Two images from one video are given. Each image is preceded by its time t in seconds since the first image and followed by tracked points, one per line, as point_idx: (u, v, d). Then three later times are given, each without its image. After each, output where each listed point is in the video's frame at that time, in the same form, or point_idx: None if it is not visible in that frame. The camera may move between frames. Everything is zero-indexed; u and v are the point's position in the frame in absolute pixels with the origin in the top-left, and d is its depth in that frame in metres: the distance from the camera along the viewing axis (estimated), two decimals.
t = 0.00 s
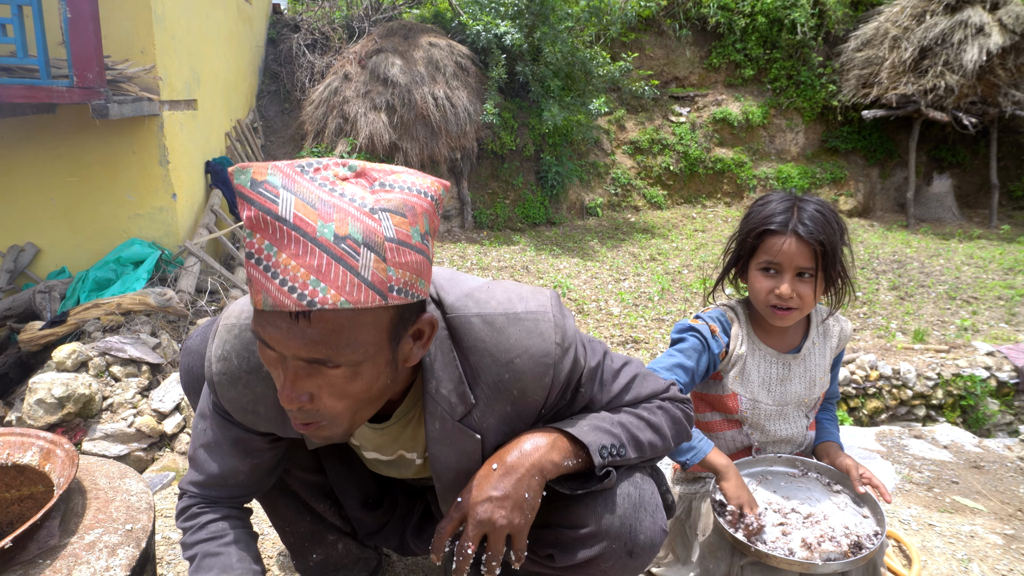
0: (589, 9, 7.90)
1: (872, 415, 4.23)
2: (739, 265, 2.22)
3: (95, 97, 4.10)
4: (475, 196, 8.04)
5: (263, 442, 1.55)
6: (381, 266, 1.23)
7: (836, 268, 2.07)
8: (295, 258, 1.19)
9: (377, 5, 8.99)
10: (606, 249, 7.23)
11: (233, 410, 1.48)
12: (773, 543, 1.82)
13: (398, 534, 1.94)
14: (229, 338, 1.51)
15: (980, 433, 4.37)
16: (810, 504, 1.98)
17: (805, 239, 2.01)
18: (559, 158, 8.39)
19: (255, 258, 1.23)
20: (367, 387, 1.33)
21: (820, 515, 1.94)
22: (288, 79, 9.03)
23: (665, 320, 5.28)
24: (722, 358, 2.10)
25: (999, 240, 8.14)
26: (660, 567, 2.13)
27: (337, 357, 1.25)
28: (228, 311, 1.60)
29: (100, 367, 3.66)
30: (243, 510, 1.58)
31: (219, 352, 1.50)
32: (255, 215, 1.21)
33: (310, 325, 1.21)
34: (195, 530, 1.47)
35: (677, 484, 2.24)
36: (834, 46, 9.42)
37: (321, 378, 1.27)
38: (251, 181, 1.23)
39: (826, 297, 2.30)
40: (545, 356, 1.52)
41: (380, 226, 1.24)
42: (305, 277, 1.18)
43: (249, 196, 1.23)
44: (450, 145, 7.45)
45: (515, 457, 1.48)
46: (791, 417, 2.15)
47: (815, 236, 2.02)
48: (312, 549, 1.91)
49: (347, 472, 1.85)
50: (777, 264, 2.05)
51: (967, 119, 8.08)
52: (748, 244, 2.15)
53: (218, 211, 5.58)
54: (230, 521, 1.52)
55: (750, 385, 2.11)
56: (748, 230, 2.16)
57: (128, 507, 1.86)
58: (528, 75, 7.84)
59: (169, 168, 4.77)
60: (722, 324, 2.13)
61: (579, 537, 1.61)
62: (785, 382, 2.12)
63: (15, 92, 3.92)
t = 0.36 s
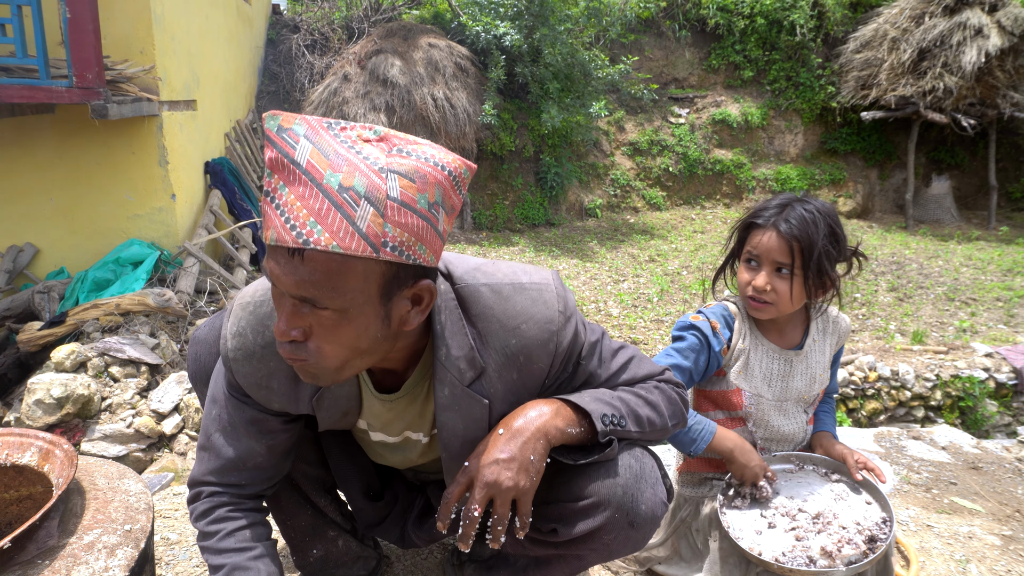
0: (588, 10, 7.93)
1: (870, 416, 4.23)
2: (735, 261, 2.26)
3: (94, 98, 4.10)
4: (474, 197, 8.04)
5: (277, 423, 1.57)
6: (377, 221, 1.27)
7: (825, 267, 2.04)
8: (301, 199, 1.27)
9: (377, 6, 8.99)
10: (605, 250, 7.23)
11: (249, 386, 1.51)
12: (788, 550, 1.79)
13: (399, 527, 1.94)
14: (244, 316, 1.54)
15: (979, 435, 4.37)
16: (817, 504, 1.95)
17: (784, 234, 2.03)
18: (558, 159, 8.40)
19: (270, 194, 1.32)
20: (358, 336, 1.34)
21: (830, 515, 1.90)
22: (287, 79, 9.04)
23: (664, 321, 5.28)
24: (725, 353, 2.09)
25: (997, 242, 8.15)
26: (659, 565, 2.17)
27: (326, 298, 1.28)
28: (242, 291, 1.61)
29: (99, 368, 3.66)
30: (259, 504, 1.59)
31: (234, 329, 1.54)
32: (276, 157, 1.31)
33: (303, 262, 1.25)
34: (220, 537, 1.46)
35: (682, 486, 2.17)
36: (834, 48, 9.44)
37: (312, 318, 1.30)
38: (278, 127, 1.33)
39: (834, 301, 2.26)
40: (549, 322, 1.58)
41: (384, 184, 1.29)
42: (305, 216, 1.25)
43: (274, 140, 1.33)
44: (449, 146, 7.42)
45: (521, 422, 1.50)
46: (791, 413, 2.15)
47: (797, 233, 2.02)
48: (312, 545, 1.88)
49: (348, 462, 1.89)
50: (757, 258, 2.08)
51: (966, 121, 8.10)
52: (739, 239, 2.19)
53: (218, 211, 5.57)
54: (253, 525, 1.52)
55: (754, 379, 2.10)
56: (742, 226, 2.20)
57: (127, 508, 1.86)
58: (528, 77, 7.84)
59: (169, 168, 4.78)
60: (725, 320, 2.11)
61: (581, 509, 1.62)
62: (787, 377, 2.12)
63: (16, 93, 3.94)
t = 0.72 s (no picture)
0: (587, 12, 7.96)
1: (870, 417, 4.24)
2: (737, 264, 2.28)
3: (94, 100, 4.10)
4: (474, 199, 8.04)
5: (285, 410, 1.58)
6: (375, 195, 1.29)
7: (818, 267, 2.02)
8: (307, 170, 1.31)
9: (376, 8, 9.01)
10: (604, 252, 7.24)
11: (257, 371, 1.52)
12: (781, 542, 1.81)
13: (400, 522, 1.94)
14: (254, 302, 1.56)
15: (979, 436, 4.36)
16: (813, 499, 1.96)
17: (776, 234, 2.04)
18: (558, 161, 8.41)
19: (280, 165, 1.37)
20: (355, 308, 1.36)
21: (824, 506, 1.92)
22: (287, 82, 9.05)
23: (664, 323, 5.29)
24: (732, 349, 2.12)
25: (997, 243, 8.16)
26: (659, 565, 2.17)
27: (322, 266, 1.29)
28: (252, 279, 1.63)
29: (98, 371, 3.66)
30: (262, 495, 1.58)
31: (243, 315, 1.55)
32: (287, 130, 1.37)
33: (302, 229, 1.28)
34: (225, 526, 1.45)
35: (682, 482, 2.19)
36: (833, 50, 9.46)
37: (310, 287, 1.31)
38: (292, 102, 1.38)
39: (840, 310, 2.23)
40: (551, 307, 1.64)
41: (385, 161, 1.32)
42: (308, 186, 1.29)
43: (286, 114, 1.38)
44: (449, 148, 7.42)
45: (525, 408, 1.53)
46: (791, 413, 2.13)
47: (788, 232, 2.03)
48: (312, 543, 1.88)
49: (350, 460, 1.88)
50: (752, 258, 2.10)
51: (965, 122, 8.11)
52: (738, 242, 2.22)
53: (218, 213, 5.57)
54: (258, 515, 1.51)
55: (758, 377, 2.10)
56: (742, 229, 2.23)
57: (127, 510, 1.86)
58: (527, 79, 7.85)
59: (168, 170, 4.78)
60: (735, 319, 2.12)
61: (581, 494, 1.62)
62: (792, 378, 2.11)
63: (15, 95, 3.95)
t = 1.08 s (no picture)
0: (588, 16, 7.99)
1: (871, 420, 4.24)
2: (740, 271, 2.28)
3: (96, 104, 4.11)
4: (474, 202, 8.05)
5: (289, 411, 1.58)
6: (378, 199, 1.30)
7: (821, 273, 2.03)
8: (311, 175, 1.32)
9: (377, 12, 9.03)
10: (605, 255, 7.24)
11: (261, 371, 1.52)
12: (779, 533, 1.83)
13: (400, 523, 1.93)
14: (258, 304, 1.57)
15: (981, 439, 4.36)
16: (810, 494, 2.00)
17: (780, 240, 2.04)
18: (559, 164, 8.43)
19: (285, 169, 1.38)
20: (359, 310, 1.36)
21: (822, 501, 1.95)
22: (288, 85, 9.07)
23: (665, 326, 5.28)
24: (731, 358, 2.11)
25: (998, 245, 8.16)
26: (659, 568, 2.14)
27: (326, 270, 1.30)
28: (257, 281, 1.63)
29: (100, 374, 3.66)
30: (265, 495, 1.58)
31: (248, 317, 1.56)
32: (292, 136, 1.38)
33: (307, 235, 1.28)
34: (223, 526, 1.44)
35: (681, 482, 2.23)
36: (833, 53, 9.47)
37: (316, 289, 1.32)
38: (297, 108, 1.39)
39: (843, 317, 2.22)
40: (550, 309, 1.64)
41: (388, 166, 1.33)
42: (312, 191, 1.29)
43: (291, 120, 1.40)
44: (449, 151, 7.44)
45: (524, 410, 1.53)
46: (794, 421, 2.14)
47: (792, 239, 2.03)
48: (312, 544, 1.89)
49: (351, 463, 1.88)
50: (757, 265, 2.10)
51: (965, 125, 8.13)
52: (742, 248, 2.21)
53: (219, 216, 5.59)
54: (257, 518, 1.51)
55: (757, 388, 2.10)
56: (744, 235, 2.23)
57: (128, 514, 1.87)
58: (528, 82, 7.87)
59: (169, 174, 4.79)
60: (731, 331, 2.13)
61: (580, 498, 1.62)
62: (793, 387, 2.11)
63: (18, 99, 3.97)
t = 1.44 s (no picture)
0: (587, 20, 8.03)
1: (871, 423, 4.24)
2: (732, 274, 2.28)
3: (97, 109, 4.13)
4: (474, 206, 8.06)
5: (283, 417, 1.60)
6: (408, 248, 1.34)
7: (808, 277, 2.03)
8: (333, 251, 1.28)
9: (377, 17, 9.06)
10: (605, 259, 7.26)
11: (255, 378, 1.53)
12: (772, 534, 1.85)
13: (399, 527, 1.94)
14: (254, 311, 1.58)
15: (980, 442, 4.37)
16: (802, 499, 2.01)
17: (767, 244, 2.05)
18: (558, 168, 8.45)
19: (293, 253, 1.29)
20: (405, 350, 1.44)
21: (812, 505, 1.97)
22: (288, 90, 9.11)
23: (665, 329, 5.29)
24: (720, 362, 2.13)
25: (998, 249, 8.18)
26: (655, 573, 2.14)
27: (380, 332, 1.36)
28: (254, 288, 1.65)
29: (100, 378, 3.67)
30: (251, 504, 1.58)
31: (243, 324, 1.57)
32: (292, 217, 1.27)
33: (355, 309, 1.31)
34: (204, 537, 1.44)
35: (675, 489, 2.23)
36: (832, 57, 9.48)
37: (369, 349, 1.38)
38: (284, 185, 1.27)
39: (835, 324, 2.22)
40: (546, 311, 1.65)
41: (403, 211, 1.34)
42: (345, 268, 1.27)
43: (282, 200, 1.28)
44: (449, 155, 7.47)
45: (520, 408, 1.54)
46: (785, 427, 2.14)
47: (778, 243, 2.04)
48: (311, 549, 1.89)
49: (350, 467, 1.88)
50: (745, 269, 2.11)
51: (964, 128, 8.15)
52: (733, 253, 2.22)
53: (219, 221, 5.60)
54: (241, 530, 1.49)
55: (745, 393, 2.11)
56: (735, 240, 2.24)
57: (128, 517, 1.87)
58: (528, 86, 7.90)
59: (170, 179, 4.81)
60: (719, 337, 2.14)
61: (578, 495, 1.63)
62: (783, 393, 2.11)
63: (19, 104, 4.00)
